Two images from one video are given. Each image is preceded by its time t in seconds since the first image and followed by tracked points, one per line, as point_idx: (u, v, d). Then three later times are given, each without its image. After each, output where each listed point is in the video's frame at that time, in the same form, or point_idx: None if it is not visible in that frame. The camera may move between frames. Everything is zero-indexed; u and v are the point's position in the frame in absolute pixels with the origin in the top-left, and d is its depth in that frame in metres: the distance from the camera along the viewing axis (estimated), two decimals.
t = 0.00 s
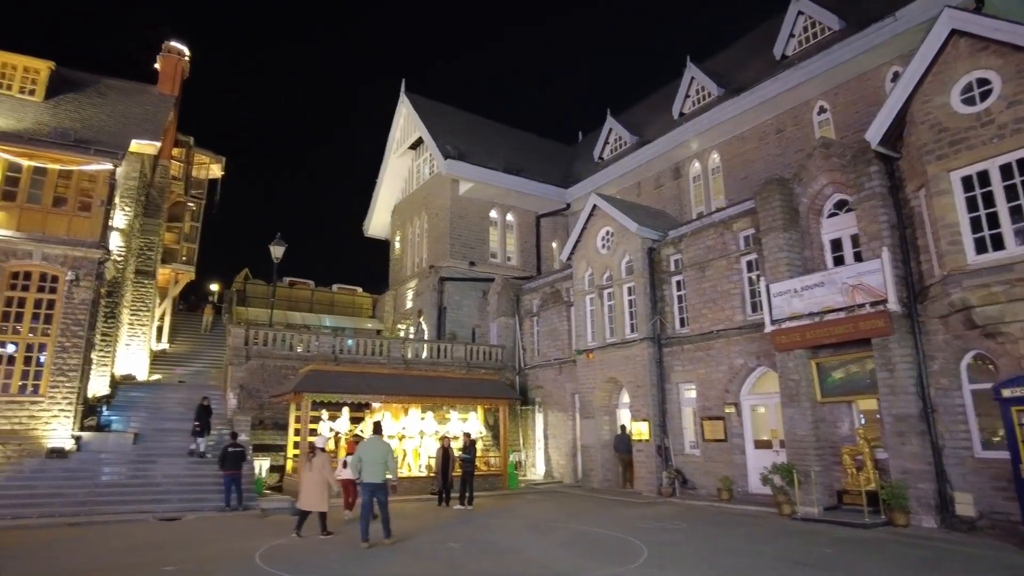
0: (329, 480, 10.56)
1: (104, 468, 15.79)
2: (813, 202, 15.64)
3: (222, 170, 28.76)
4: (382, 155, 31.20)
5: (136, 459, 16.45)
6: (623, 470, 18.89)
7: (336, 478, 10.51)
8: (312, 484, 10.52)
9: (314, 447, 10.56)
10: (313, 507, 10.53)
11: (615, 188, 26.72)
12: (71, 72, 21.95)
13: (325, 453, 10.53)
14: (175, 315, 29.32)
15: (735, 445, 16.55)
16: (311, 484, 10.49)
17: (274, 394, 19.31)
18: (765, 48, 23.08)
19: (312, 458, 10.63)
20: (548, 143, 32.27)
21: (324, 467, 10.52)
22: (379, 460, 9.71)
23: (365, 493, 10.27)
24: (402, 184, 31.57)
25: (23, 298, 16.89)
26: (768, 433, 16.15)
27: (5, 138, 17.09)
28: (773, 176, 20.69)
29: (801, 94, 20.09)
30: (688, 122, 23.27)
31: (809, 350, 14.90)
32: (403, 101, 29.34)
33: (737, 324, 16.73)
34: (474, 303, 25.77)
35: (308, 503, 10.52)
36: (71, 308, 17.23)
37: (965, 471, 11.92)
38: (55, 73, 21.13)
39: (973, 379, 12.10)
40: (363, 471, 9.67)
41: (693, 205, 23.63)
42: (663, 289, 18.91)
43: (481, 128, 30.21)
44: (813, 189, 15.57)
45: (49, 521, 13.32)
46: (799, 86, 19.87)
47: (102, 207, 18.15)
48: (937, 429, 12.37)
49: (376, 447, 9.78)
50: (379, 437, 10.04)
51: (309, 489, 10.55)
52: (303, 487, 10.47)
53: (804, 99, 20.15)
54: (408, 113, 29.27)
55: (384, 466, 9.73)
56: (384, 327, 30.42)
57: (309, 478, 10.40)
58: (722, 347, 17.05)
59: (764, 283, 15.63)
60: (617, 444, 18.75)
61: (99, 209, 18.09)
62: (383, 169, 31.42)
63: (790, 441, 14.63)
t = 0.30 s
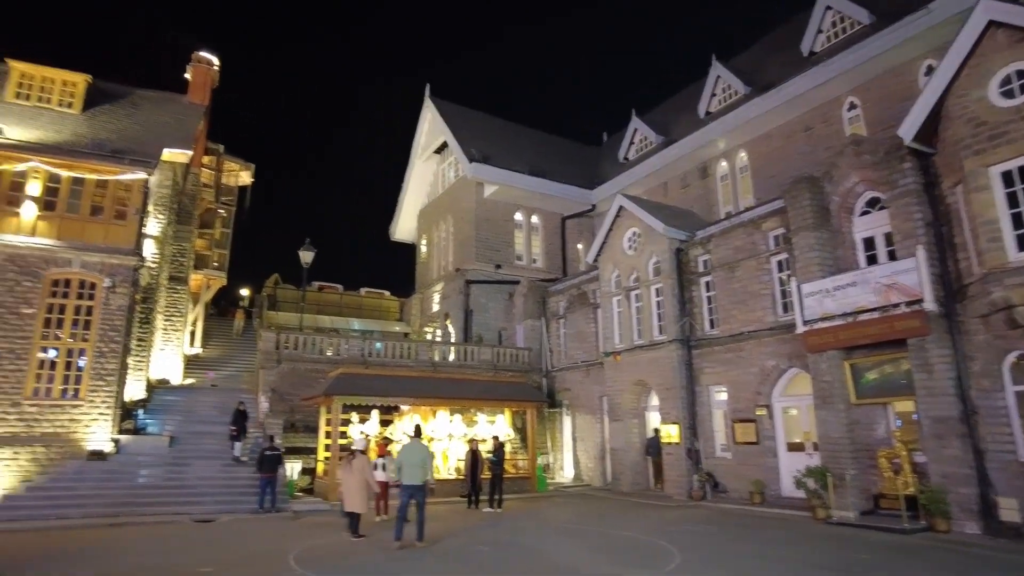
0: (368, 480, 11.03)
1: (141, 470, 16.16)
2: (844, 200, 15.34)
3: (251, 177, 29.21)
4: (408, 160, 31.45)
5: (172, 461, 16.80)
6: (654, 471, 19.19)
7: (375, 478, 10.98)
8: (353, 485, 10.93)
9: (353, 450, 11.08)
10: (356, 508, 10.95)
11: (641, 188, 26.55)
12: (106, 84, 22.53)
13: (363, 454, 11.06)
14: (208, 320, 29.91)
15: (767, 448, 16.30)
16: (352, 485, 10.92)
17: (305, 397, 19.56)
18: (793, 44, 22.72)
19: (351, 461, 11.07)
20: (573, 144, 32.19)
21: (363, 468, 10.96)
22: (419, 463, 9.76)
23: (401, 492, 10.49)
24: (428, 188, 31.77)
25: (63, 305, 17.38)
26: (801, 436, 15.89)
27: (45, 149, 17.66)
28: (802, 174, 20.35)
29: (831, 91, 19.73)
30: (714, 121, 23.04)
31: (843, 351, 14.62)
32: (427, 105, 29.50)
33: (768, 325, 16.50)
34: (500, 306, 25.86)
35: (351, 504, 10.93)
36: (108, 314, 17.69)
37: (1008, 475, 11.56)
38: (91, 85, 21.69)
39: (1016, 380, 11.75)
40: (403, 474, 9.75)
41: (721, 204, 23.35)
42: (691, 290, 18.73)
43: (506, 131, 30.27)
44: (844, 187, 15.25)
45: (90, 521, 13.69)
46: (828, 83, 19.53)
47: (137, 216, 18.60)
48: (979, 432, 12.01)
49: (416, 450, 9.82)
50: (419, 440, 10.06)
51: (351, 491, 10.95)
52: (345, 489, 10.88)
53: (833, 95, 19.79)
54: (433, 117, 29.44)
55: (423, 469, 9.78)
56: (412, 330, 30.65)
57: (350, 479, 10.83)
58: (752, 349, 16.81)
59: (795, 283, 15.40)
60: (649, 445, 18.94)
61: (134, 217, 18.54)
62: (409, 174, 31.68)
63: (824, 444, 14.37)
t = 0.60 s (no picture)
0: (418, 484, 11.12)
1: (194, 474, 16.66)
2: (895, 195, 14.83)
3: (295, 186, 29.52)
4: (446, 166, 31.73)
5: (223, 465, 17.28)
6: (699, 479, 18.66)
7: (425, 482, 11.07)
8: (404, 490, 11.05)
9: (402, 456, 11.13)
10: (407, 511, 11.12)
11: (681, 188, 26.22)
12: (157, 101, 23.36)
13: (412, 459, 11.13)
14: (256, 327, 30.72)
15: (818, 452, 15.86)
16: (403, 489, 11.03)
17: (350, 402, 19.88)
18: (836, 36, 22.11)
19: (401, 466, 11.16)
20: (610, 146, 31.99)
21: (413, 472, 11.06)
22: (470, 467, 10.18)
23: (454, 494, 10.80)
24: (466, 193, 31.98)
25: (120, 314, 18.09)
26: (853, 439, 15.41)
27: (101, 165, 18.42)
28: (849, 169, 19.78)
29: (877, 83, 19.13)
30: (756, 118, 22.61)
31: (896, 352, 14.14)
32: (464, 111, 29.68)
33: (816, 326, 16.09)
34: (540, 310, 25.88)
35: (403, 507, 11.10)
36: (162, 322, 18.33)
37: None
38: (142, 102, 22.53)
39: None
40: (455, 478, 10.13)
41: (764, 203, 22.87)
42: (736, 291, 18.38)
43: (542, 134, 30.28)
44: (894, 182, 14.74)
45: (148, 523, 14.20)
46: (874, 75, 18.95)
47: (186, 227, 19.22)
48: None
49: (468, 454, 10.30)
50: (471, 444, 10.56)
51: (403, 494, 11.08)
52: (396, 494, 10.99)
53: (880, 88, 19.18)
54: (470, 123, 29.63)
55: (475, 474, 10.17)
56: (453, 335, 30.89)
57: (402, 483, 10.95)
58: (800, 350, 16.41)
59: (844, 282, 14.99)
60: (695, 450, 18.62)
61: (184, 228, 19.17)
62: (447, 180, 31.97)
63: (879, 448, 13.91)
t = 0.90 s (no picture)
0: (476, 487, 11.54)
1: (256, 478, 17.20)
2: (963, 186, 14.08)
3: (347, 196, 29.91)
4: (493, 171, 31.94)
5: (283, 469, 17.76)
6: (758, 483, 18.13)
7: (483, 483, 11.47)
8: (461, 491, 11.46)
9: (462, 459, 11.74)
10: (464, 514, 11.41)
11: (733, 186, 25.67)
12: (216, 118, 24.31)
13: (471, 462, 11.68)
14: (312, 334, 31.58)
15: (885, 455, 15.18)
16: (461, 491, 11.46)
17: (404, 406, 20.16)
18: (894, 23, 21.20)
19: (460, 470, 11.72)
20: (658, 145, 31.56)
21: (470, 475, 11.57)
22: (528, 470, 10.46)
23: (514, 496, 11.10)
24: (514, 197, 32.08)
25: (184, 324, 18.85)
26: (923, 443, 14.68)
27: (165, 182, 19.27)
28: (911, 160, 18.94)
29: (940, 70, 18.24)
30: (810, 111, 21.89)
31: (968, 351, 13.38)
32: (510, 116, 29.81)
33: (880, 324, 15.44)
34: (590, 313, 25.71)
35: (459, 509, 11.40)
36: (224, 331, 19.00)
37: None
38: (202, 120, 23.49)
39: None
40: (515, 482, 10.42)
41: (821, 198, 22.14)
42: (794, 290, 17.83)
43: (589, 136, 30.14)
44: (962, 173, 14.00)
45: (214, 525, 14.75)
46: (936, 62, 18.08)
47: (245, 238, 19.88)
48: None
49: (527, 459, 10.61)
50: (529, 450, 10.87)
51: (460, 497, 11.46)
52: (453, 495, 11.40)
53: (944, 74, 18.27)
54: (516, 128, 29.74)
55: (534, 477, 10.42)
56: (503, 339, 31.01)
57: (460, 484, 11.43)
58: (863, 350, 15.78)
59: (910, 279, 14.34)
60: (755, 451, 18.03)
61: (243, 240, 19.82)
62: (495, 185, 32.19)
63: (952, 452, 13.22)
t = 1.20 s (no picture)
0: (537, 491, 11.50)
1: (319, 483, 17.64)
2: None
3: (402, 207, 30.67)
4: (544, 175, 31.97)
5: (345, 474, 18.15)
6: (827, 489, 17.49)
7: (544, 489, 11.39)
8: (523, 496, 11.46)
9: (523, 464, 11.62)
10: (524, 517, 11.49)
11: (793, 182, 24.93)
12: (275, 134, 25.18)
13: (531, 467, 11.57)
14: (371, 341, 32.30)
15: (966, 461, 14.25)
16: (522, 495, 11.46)
17: (461, 411, 20.33)
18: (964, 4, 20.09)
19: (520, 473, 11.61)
20: (713, 143, 30.92)
21: (531, 481, 11.47)
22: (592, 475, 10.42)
23: (577, 496, 11.14)
24: (565, 201, 32.00)
25: (250, 334, 19.56)
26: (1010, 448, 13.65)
27: (229, 198, 20.06)
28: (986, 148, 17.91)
29: (1016, 51, 17.13)
30: (870, 103, 20.89)
31: None
32: (559, 120, 29.77)
33: (956, 322, 14.60)
34: (646, 316, 25.35)
35: (519, 513, 11.48)
36: (287, 340, 19.60)
37: None
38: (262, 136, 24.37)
39: None
40: (580, 488, 10.37)
41: (886, 191, 21.21)
42: (860, 288, 17.11)
43: (640, 136, 29.80)
44: None
45: (280, 529, 15.21)
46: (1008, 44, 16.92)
47: (305, 249, 20.48)
48: None
49: (590, 465, 10.55)
50: (591, 456, 10.77)
51: (520, 501, 11.50)
52: (515, 499, 11.41)
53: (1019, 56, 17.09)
54: (566, 131, 29.68)
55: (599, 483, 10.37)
56: (558, 344, 30.93)
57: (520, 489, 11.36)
58: (938, 349, 14.95)
59: (988, 274, 13.48)
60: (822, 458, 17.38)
61: (303, 251, 20.41)
62: (546, 189, 32.21)
63: None
